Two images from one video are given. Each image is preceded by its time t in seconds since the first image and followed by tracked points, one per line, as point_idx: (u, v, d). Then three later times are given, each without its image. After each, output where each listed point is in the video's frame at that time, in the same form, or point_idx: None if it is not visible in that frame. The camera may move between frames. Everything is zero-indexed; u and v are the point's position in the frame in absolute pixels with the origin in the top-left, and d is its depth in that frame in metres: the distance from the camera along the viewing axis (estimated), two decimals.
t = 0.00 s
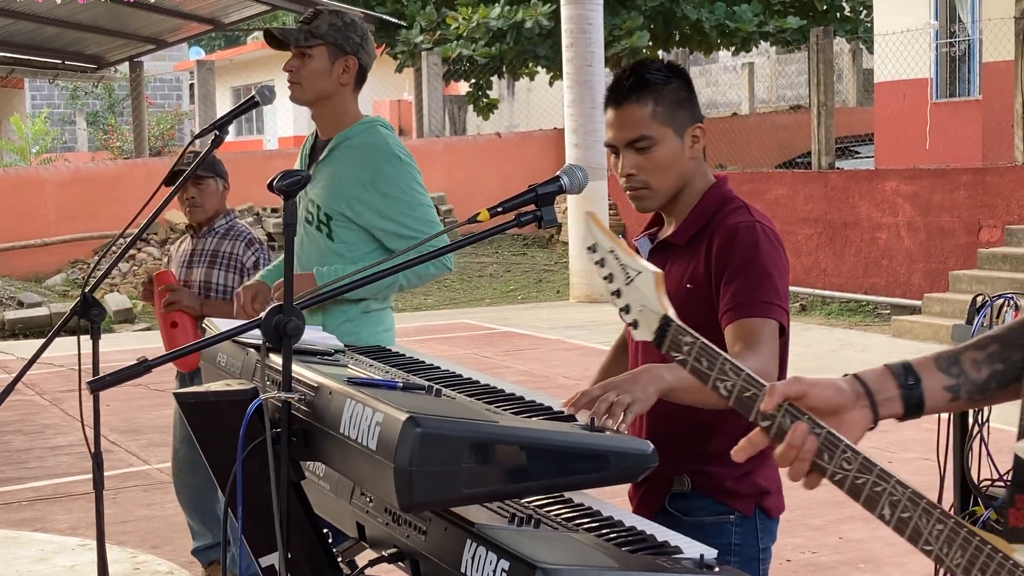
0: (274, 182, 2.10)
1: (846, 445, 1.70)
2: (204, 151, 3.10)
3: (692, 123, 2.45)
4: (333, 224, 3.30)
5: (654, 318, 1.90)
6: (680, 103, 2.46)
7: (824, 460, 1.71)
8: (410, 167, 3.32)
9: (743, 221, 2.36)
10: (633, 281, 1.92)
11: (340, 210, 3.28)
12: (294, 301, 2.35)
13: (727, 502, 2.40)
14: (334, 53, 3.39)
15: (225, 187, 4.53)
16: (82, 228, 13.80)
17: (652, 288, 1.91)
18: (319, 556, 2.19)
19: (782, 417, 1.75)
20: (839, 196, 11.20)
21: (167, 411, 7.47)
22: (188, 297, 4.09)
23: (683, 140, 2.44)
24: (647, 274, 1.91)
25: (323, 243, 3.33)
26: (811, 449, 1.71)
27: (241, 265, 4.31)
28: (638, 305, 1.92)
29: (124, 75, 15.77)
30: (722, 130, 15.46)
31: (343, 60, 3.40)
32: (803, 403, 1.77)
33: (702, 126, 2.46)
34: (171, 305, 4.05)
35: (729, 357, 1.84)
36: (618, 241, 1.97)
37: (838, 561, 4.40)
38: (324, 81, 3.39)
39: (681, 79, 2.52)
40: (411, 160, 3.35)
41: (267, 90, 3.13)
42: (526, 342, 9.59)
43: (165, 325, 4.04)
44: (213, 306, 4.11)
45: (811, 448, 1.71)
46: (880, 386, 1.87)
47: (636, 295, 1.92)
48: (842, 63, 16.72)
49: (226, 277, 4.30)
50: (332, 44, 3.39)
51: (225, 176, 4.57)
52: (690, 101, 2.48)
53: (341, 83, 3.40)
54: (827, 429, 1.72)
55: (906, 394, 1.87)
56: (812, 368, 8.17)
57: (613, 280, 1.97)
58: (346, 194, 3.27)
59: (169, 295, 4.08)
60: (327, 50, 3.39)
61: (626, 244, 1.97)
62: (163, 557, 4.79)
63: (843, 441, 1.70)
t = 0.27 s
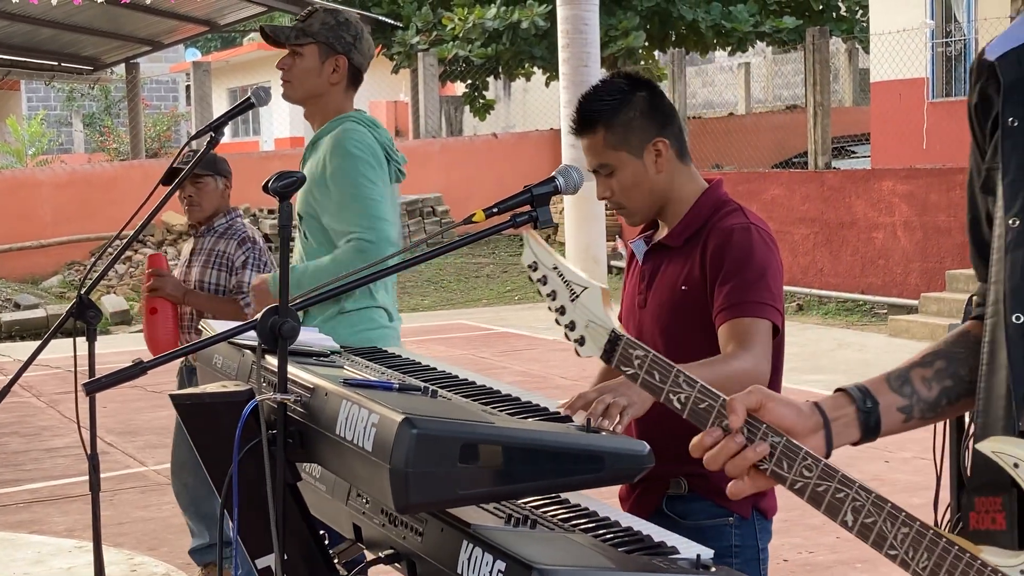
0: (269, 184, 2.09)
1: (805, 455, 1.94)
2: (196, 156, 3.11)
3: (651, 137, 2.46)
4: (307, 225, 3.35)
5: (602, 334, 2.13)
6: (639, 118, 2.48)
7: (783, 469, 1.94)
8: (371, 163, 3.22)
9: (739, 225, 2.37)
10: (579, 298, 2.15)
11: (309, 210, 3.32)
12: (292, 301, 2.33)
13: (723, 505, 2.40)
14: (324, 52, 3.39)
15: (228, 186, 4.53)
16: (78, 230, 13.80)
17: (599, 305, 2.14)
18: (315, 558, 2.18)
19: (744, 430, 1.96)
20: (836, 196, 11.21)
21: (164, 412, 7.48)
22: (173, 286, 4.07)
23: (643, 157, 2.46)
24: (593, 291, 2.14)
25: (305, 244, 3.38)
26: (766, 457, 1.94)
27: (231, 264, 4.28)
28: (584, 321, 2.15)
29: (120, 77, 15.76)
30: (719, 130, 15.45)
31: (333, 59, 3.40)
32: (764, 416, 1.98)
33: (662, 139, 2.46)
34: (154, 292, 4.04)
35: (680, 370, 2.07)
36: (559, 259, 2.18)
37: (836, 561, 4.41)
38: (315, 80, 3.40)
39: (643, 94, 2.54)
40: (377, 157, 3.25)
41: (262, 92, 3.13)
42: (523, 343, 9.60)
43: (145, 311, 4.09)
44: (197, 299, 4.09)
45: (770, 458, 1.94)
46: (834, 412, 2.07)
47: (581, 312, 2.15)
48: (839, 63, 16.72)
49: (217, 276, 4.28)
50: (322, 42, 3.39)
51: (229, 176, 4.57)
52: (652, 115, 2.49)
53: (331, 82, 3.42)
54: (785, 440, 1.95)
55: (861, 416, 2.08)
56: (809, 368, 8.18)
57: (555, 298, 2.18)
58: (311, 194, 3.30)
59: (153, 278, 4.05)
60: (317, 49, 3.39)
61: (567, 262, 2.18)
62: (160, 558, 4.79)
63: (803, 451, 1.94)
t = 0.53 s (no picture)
0: (266, 183, 2.09)
1: (792, 457, 1.93)
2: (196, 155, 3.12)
3: (649, 134, 2.46)
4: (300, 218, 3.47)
5: (577, 340, 2.13)
6: (639, 116, 2.49)
7: (770, 472, 1.93)
8: (337, 158, 3.28)
9: (740, 226, 2.37)
10: (550, 304, 2.16)
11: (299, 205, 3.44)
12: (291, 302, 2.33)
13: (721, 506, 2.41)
14: (317, 49, 3.42)
15: (230, 189, 4.52)
16: (78, 231, 13.80)
17: (573, 310, 2.15)
18: (316, 558, 2.18)
19: (729, 433, 1.96)
20: (835, 194, 11.21)
21: (164, 413, 7.48)
22: (162, 299, 4.12)
23: (640, 154, 2.47)
24: (565, 296, 2.15)
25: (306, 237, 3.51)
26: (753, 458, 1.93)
27: (219, 272, 4.29)
28: (557, 330, 2.15)
29: (120, 77, 15.75)
30: (718, 129, 15.47)
31: (326, 56, 3.43)
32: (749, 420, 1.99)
33: (660, 137, 2.46)
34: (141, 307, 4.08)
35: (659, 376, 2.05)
36: (528, 266, 2.20)
37: (835, 560, 4.41)
38: (310, 78, 3.44)
39: (647, 89, 2.54)
40: (345, 152, 3.30)
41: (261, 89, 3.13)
42: (523, 342, 9.59)
43: (137, 327, 4.10)
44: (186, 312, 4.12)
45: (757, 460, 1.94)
46: (816, 419, 2.10)
47: (554, 319, 2.15)
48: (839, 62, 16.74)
49: (205, 283, 4.31)
50: (315, 39, 3.41)
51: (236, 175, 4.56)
52: (653, 111, 2.49)
53: (326, 79, 3.45)
54: (772, 441, 1.94)
55: (844, 421, 2.12)
56: (809, 367, 8.18)
57: (525, 306, 2.19)
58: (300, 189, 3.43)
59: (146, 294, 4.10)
60: (310, 46, 3.42)
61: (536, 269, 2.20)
62: (161, 559, 4.79)
63: (790, 453, 1.93)
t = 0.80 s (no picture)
0: (268, 183, 2.09)
1: (804, 458, 1.90)
2: (197, 153, 3.11)
3: (659, 133, 2.44)
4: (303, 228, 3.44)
5: (588, 337, 2.15)
6: (651, 113, 2.46)
7: (781, 474, 1.90)
8: (350, 170, 3.27)
9: (748, 228, 2.35)
10: (563, 300, 2.19)
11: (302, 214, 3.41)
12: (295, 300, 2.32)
13: (724, 511, 2.40)
14: (316, 60, 3.42)
15: (232, 190, 4.51)
16: (80, 231, 13.81)
17: (585, 307, 2.17)
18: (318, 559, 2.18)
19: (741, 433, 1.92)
20: (838, 193, 11.21)
21: (166, 412, 7.48)
22: (156, 301, 4.13)
23: (650, 153, 2.45)
24: (576, 292, 2.18)
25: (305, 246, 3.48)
26: (766, 459, 1.90)
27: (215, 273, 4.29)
28: (568, 325, 2.18)
29: (122, 77, 15.76)
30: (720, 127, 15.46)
31: (325, 67, 3.43)
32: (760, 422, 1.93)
33: (671, 137, 2.43)
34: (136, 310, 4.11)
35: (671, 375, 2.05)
36: (541, 262, 2.26)
37: (838, 559, 4.41)
38: (308, 88, 3.45)
39: (661, 87, 2.51)
40: (357, 164, 3.29)
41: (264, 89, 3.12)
42: (526, 342, 9.59)
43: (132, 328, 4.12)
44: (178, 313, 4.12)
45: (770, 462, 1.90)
46: (829, 414, 2.00)
47: (567, 315, 2.18)
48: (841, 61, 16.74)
49: (203, 284, 4.34)
50: (313, 49, 3.41)
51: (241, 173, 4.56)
52: (666, 110, 2.46)
53: (324, 90, 3.45)
54: (783, 442, 1.91)
55: (855, 418, 2.01)
56: (812, 366, 8.18)
57: (539, 301, 2.23)
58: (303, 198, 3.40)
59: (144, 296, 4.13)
60: (310, 57, 3.42)
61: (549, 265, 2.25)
62: (163, 558, 4.79)
63: (802, 455, 1.90)
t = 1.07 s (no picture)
0: (269, 182, 2.09)
1: (829, 455, 1.81)
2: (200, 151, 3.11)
3: (661, 131, 2.43)
4: (318, 217, 3.35)
5: (622, 326, 1.96)
6: (653, 110, 2.44)
7: (809, 470, 1.82)
8: (386, 159, 3.27)
9: (750, 228, 2.34)
10: (598, 288, 1.96)
11: (320, 204, 3.34)
12: (296, 300, 2.33)
13: (726, 512, 2.40)
14: (327, 56, 3.41)
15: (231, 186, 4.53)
16: (84, 230, 13.82)
17: (620, 295, 1.96)
18: (321, 558, 2.19)
19: (765, 428, 1.85)
20: (841, 191, 11.19)
21: (170, 411, 7.48)
22: (172, 297, 4.11)
23: (652, 150, 2.44)
24: (612, 280, 1.95)
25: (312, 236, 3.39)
26: (789, 457, 1.82)
27: (230, 268, 4.31)
28: (604, 313, 1.97)
29: (125, 76, 15.78)
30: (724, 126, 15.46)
31: (337, 63, 3.43)
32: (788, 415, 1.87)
33: (673, 134, 2.42)
34: (151, 305, 4.08)
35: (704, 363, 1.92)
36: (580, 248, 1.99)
37: (841, 558, 4.40)
38: (318, 83, 3.43)
39: (664, 84, 2.49)
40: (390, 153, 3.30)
41: (265, 88, 3.12)
42: (529, 340, 9.59)
43: (148, 326, 4.10)
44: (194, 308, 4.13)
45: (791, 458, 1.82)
46: (864, 410, 1.94)
47: (603, 303, 1.97)
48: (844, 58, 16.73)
49: (216, 280, 4.31)
50: (325, 46, 3.40)
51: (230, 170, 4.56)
52: (667, 106, 2.45)
53: (335, 84, 3.44)
54: (809, 438, 1.83)
55: (894, 414, 1.94)
56: (815, 364, 8.17)
57: (576, 287, 1.99)
58: (323, 186, 3.32)
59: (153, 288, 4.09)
60: (320, 53, 3.40)
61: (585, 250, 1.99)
62: (166, 558, 4.79)
63: (827, 450, 1.81)
